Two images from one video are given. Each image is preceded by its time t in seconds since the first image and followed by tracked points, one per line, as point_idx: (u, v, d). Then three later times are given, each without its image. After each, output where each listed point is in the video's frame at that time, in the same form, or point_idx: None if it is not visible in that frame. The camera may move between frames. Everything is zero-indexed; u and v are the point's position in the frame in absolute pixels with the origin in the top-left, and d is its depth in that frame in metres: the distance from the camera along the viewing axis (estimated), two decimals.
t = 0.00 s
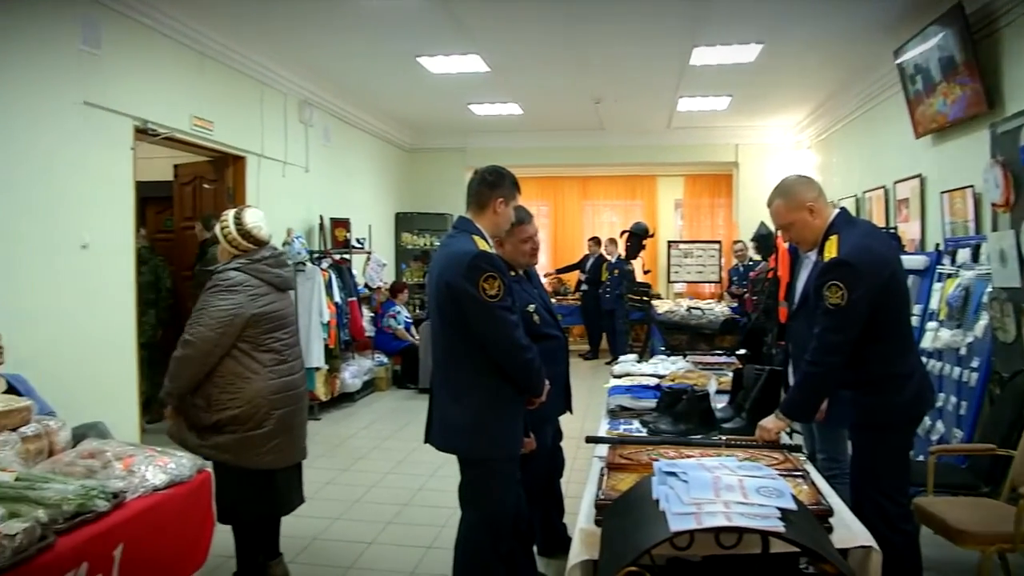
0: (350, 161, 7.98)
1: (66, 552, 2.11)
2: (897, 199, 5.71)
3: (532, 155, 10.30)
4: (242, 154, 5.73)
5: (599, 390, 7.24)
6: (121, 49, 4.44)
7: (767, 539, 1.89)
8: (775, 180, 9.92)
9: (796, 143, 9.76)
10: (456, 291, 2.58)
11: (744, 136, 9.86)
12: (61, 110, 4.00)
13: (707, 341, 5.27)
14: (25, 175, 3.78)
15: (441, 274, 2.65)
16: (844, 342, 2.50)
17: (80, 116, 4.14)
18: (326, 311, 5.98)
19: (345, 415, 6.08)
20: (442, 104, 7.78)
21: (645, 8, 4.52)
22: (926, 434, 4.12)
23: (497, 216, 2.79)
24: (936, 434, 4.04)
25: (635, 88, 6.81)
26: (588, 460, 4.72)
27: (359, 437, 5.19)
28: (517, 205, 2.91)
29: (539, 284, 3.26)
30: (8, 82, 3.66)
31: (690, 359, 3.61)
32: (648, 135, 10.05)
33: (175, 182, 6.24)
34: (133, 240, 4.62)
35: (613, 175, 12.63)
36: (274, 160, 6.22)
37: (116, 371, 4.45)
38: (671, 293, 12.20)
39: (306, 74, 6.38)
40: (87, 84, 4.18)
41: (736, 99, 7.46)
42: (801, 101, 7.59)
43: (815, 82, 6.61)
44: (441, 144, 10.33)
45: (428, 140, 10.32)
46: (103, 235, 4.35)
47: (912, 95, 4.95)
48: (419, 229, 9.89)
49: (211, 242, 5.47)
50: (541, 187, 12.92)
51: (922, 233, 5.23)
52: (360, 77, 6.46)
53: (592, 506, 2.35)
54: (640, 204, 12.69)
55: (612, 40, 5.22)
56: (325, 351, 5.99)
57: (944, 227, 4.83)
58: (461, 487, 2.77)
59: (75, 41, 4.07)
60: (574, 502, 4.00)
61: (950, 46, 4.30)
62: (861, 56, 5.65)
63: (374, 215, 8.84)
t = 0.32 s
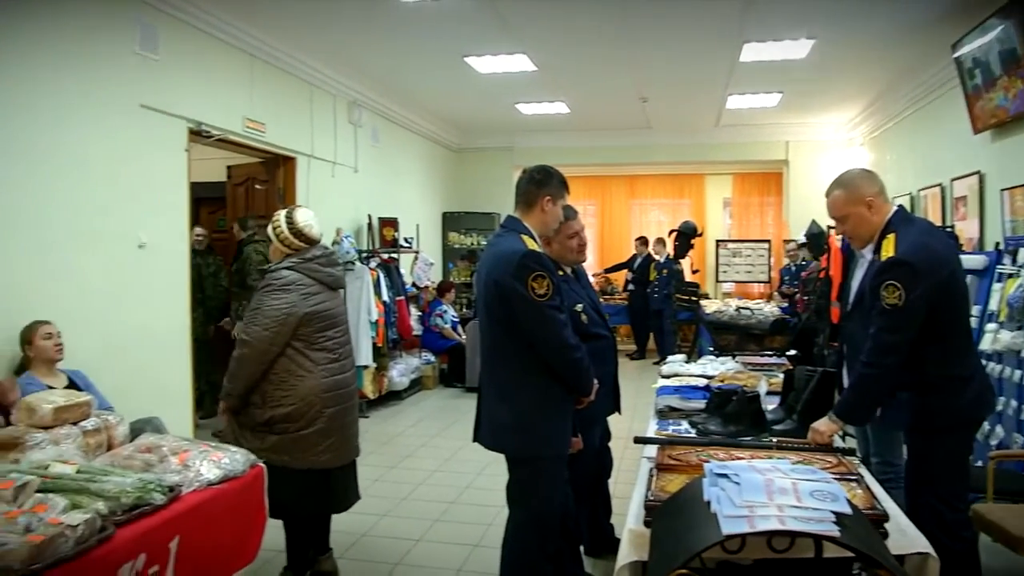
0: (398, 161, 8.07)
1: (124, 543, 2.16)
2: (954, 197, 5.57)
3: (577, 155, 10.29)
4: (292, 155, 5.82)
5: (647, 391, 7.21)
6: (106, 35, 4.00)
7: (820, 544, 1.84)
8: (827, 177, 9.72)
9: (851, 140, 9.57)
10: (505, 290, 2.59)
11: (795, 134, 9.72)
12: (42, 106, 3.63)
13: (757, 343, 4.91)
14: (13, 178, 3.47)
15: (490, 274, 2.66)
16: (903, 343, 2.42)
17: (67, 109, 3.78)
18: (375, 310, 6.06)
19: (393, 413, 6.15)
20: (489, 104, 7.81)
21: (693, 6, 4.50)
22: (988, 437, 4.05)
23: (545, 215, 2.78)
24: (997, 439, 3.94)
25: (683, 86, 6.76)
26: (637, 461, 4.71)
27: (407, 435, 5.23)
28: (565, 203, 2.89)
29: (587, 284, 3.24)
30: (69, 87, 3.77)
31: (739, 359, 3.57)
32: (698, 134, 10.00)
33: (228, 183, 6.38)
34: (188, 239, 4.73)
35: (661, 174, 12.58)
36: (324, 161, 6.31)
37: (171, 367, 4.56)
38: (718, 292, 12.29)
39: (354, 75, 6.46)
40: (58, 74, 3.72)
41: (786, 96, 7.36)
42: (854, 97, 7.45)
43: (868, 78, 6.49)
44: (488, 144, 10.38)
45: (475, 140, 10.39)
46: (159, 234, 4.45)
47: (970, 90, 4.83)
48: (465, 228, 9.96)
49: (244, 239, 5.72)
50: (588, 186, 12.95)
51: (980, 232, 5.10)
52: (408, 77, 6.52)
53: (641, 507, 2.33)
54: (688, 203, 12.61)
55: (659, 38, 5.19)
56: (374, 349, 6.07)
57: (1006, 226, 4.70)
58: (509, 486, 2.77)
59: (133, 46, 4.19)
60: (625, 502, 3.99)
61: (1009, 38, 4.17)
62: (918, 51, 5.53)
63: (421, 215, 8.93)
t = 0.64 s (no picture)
0: (445, 160, 8.12)
1: (180, 535, 2.21)
2: (1016, 195, 5.41)
3: (622, 153, 10.25)
4: (341, 155, 5.90)
5: (694, 391, 7.15)
6: (87, 24, 3.66)
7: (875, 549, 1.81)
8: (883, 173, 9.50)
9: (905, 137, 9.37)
10: (553, 290, 2.59)
11: (847, 131, 9.56)
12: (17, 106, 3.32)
13: (808, 344, 4.78)
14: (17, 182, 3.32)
15: (538, 274, 2.66)
16: (963, 346, 2.33)
17: (48, 105, 3.47)
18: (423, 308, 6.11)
19: (440, 411, 6.21)
20: (536, 102, 7.81)
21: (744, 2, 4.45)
22: None
23: (593, 213, 2.76)
24: None
25: (732, 83, 6.68)
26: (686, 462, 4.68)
27: (454, 434, 5.26)
28: (613, 202, 2.87)
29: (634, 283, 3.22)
30: (126, 89, 3.89)
31: (789, 360, 3.53)
32: (746, 131, 9.89)
33: (279, 183, 6.49)
34: (240, 238, 4.82)
35: (709, 173, 12.46)
36: (372, 161, 6.38)
37: (224, 363, 4.66)
38: (767, 292, 12.26)
39: (401, 75, 6.52)
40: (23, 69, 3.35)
41: (838, 92, 7.23)
42: (910, 92, 7.28)
43: (926, 73, 6.33)
44: (533, 143, 10.39)
45: (521, 139, 10.41)
46: (212, 233, 4.55)
47: None
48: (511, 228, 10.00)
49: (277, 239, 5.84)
50: (635, 185, 12.91)
51: None
52: (454, 77, 6.56)
53: (691, 508, 2.31)
54: (736, 202, 12.48)
55: (708, 35, 5.14)
56: (421, 348, 6.12)
57: None
58: (557, 486, 2.77)
59: (186, 50, 4.28)
60: (675, 503, 3.97)
61: None
62: (979, 44, 5.38)
63: (468, 214, 8.98)
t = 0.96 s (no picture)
0: (495, 160, 8.16)
1: (236, 529, 2.25)
2: None
3: (670, 152, 10.18)
4: (391, 155, 5.96)
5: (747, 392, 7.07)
6: (95, 23, 3.51)
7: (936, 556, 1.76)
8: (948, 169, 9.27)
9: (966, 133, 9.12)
10: (605, 288, 2.58)
11: (904, 127, 9.35)
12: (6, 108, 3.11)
13: (865, 346, 4.75)
14: (57, 184, 3.34)
15: (591, 272, 2.65)
16: None
17: (62, 106, 3.36)
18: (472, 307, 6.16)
19: (489, 410, 6.24)
20: (586, 101, 7.79)
21: None
22: None
23: (645, 212, 2.74)
24: None
25: (785, 80, 6.58)
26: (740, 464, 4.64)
27: (504, 433, 5.28)
28: (666, 201, 2.85)
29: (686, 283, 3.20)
30: (183, 91, 3.99)
31: (845, 363, 3.47)
32: (798, 128, 9.74)
33: (331, 183, 6.58)
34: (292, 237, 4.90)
35: (760, 171, 12.32)
36: (422, 161, 6.44)
37: (276, 360, 4.75)
38: (823, 294, 12.14)
39: (451, 74, 6.56)
40: (3, 72, 3.09)
41: (896, 87, 7.07)
42: (973, 87, 7.08)
43: (991, 67, 6.15)
44: (583, 142, 10.39)
45: (570, 138, 10.42)
46: (266, 232, 4.63)
47: None
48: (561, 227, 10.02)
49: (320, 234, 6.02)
50: (686, 184, 12.79)
51: None
52: (505, 76, 6.58)
53: (744, 512, 2.27)
54: (788, 201, 12.30)
55: (763, 31, 5.07)
56: (471, 347, 6.17)
57: None
58: (607, 485, 2.77)
59: (240, 53, 4.37)
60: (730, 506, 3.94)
61: None
62: None
63: (518, 213, 9.01)
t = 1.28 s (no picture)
0: (538, 159, 8.16)
1: (285, 524, 2.28)
2: None
3: (713, 150, 10.10)
4: (435, 155, 6.00)
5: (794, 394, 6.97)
6: (144, 25, 3.58)
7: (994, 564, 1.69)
8: (1003, 168, 8.97)
9: None
10: (652, 288, 2.56)
11: (958, 123, 9.12)
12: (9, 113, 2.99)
13: (914, 347, 4.61)
14: (109, 184, 3.42)
15: (637, 271, 2.64)
16: None
17: (118, 107, 3.46)
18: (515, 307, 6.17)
19: (532, 410, 6.26)
20: (632, 99, 7.74)
21: None
22: None
23: (691, 211, 2.73)
24: None
25: (834, 76, 6.48)
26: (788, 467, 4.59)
27: (547, 433, 5.29)
28: (713, 200, 2.82)
29: (733, 283, 3.17)
30: (230, 92, 4.07)
31: (896, 365, 3.49)
32: (847, 124, 9.57)
33: (375, 183, 6.63)
34: (337, 237, 4.97)
35: (808, 169, 12.17)
36: (466, 161, 6.47)
37: (321, 358, 4.82)
38: (870, 292, 11.90)
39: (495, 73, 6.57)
40: (50, 73, 3.15)
41: (949, 82, 6.91)
42: None
43: None
44: (626, 140, 10.36)
45: (613, 136, 10.39)
46: (311, 231, 4.70)
47: None
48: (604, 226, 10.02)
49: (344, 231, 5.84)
50: (731, 183, 12.73)
51: None
52: (550, 74, 6.57)
53: (793, 515, 2.24)
54: (837, 199, 12.11)
55: (816, 27, 4.99)
56: (514, 346, 6.18)
57: None
58: (651, 487, 2.75)
59: (286, 54, 4.44)
60: (777, 510, 3.91)
61: None
62: None
63: (561, 212, 9.01)
